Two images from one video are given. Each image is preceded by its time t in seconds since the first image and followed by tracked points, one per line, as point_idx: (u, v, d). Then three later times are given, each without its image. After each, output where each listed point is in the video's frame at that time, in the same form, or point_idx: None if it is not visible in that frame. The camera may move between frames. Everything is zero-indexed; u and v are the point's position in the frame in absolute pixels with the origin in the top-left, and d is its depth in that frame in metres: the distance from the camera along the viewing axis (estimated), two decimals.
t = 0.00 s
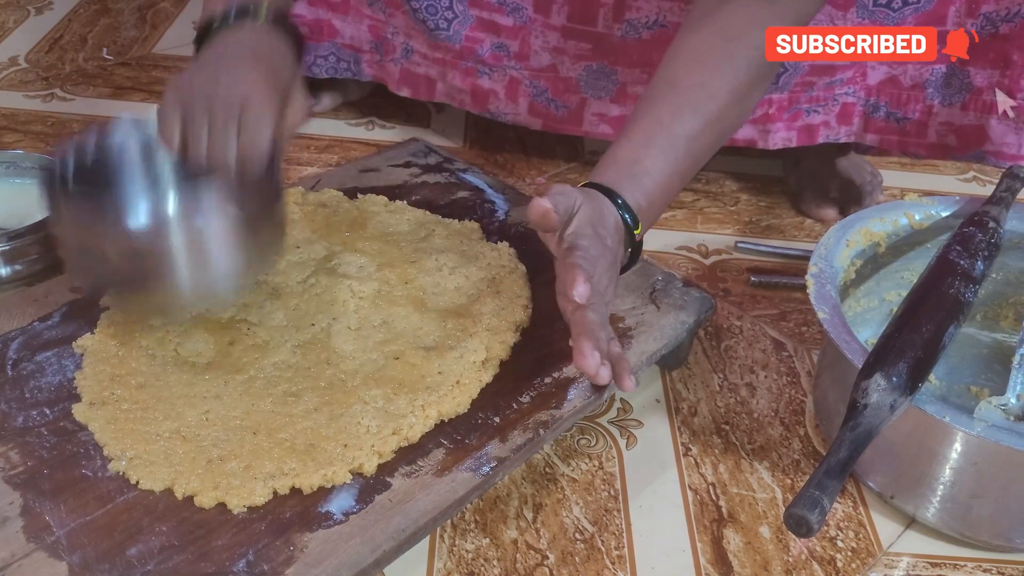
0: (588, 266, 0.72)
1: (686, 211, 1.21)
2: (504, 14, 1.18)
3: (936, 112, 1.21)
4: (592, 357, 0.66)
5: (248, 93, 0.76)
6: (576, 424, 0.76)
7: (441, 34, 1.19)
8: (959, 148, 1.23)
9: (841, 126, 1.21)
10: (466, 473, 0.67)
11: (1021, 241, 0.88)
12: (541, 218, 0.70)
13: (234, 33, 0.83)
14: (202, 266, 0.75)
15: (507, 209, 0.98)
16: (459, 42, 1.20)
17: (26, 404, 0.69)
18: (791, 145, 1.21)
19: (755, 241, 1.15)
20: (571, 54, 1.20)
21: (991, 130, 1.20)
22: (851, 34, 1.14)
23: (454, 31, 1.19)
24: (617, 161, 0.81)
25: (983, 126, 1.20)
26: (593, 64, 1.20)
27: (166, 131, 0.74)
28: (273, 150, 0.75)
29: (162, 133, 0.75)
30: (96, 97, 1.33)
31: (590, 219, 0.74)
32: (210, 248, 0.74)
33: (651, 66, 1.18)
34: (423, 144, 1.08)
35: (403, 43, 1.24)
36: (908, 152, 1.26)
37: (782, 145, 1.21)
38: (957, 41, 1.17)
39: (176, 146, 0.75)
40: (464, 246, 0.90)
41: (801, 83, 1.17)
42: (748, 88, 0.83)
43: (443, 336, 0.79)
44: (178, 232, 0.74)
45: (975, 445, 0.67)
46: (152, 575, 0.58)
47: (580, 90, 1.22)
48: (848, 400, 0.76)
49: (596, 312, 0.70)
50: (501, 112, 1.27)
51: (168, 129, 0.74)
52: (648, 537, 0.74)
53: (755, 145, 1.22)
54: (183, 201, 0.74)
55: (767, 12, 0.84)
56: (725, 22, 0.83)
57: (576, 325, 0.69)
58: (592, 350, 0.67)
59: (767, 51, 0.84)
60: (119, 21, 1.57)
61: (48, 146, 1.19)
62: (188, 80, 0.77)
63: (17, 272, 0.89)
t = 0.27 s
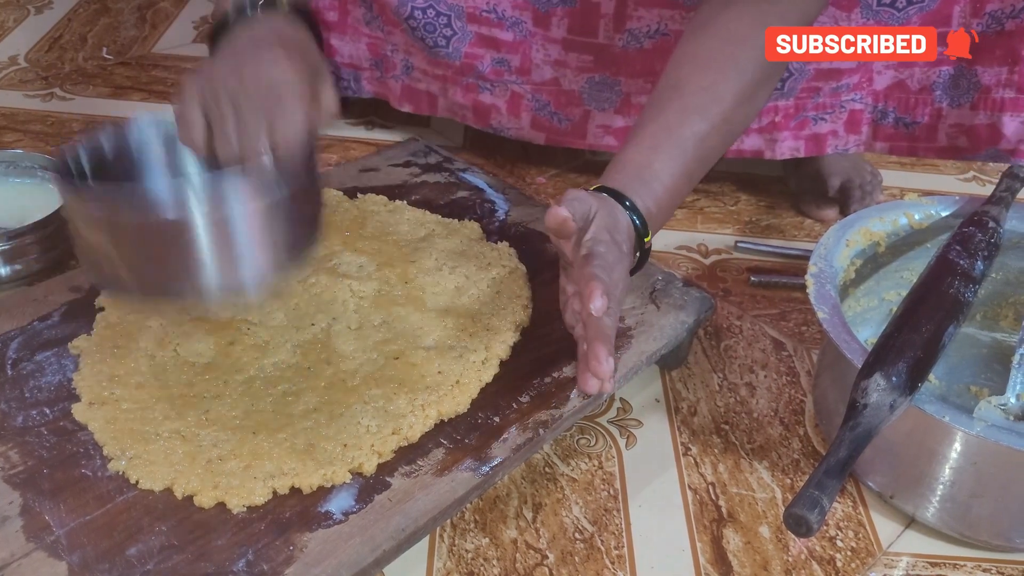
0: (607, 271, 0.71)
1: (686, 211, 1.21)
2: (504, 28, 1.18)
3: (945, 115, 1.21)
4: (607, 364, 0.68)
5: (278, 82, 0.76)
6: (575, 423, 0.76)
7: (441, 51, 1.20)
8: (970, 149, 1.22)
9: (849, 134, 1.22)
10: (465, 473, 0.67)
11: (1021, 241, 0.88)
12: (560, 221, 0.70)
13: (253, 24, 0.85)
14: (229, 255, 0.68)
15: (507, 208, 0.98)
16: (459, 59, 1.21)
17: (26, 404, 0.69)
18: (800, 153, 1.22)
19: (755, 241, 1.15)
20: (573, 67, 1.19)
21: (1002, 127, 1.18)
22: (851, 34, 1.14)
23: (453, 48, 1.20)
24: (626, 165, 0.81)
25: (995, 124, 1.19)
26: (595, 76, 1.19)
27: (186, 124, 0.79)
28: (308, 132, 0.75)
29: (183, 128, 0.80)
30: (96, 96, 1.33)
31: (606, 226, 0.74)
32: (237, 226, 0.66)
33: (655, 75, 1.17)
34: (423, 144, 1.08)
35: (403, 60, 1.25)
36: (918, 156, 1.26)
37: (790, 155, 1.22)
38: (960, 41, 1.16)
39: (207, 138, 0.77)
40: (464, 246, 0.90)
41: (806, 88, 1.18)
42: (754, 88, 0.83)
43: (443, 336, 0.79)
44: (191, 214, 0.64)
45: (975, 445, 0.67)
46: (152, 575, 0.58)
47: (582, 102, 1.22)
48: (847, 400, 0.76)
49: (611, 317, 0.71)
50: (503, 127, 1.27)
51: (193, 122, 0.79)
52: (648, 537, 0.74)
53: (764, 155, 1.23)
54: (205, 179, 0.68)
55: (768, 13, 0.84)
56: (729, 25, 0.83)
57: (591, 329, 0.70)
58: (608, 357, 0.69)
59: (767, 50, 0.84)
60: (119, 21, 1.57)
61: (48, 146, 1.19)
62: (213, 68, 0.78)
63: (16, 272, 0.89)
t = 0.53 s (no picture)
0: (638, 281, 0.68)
1: (688, 210, 1.21)
2: (507, 37, 1.16)
3: (954, 109, 1.21)
4: (639, 383, 0.65)
5: (386, 112, 0.68)
6: (576, 423, 0.76)
7: (444, 61, 1.20)
8: (982, 142, 1.22)
9: (858, 131, 1.23)
10: (466, 473, 0.67)
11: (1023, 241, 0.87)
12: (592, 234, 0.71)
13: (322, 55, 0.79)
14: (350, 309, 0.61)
15: (508, 207, 0.98)
16: (462, 69, 1.21)
17: (27, 403, 0.69)
18: (808, 154, 1.22)
19: (756, 240, 1.15)
20: (576, 75, 1.19)
21: (1015, 119, 1.18)
22: (851, 34, 1.12)
23: (456, 59, 1.19)
24: (638, 166, 0.81)
25: (1007, 116, 1.18)
26: (599, 84, 1.19)
27: (272, 169, 0.67)
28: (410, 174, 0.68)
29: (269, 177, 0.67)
30: (97, 95, 1.33)
31: (630, 234, 0.74)
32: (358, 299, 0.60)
33: (660, 80, 1.17)
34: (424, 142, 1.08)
35: (405, 72, 1.26)
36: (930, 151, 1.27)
37: (798, 155, 1.22)
38: (961, 41, 1.16)
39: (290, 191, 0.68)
40: (465, 245, 0.90)
41: (813, 87, 1.16)
42: (760, 89, 0.84)
43: (444, 336, 0.79)
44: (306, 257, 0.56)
45: (977, 445, 0.67)
46: (152, 575, 0.58)
47: (587, 109, 1.22)
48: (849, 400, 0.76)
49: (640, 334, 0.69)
50: (508, 136, 1.28)
51: (280, 165, 0.66)
52: (649, 537, 0.74)
53: (771, 157, 1.23)
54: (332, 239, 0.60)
55: (772, 14, 0.85)
56: (734, 26, 0.84)
57: (620, 346, 0.68)
58: (639, 374, 0.66)
59: (767, 51, 0.84)
60: (120, 19, 1.57)
61: (49, 145, 1.19)
62: (303, 111, 0.68)
63: (17, 271, 0.89)
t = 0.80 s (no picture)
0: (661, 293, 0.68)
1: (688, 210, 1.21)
2: (513, 46, 1.17)
3: (963, 99, 1.21)
4: (668, 405, 0.64)
5: (461, 88, 0.61)
6: (576, 423, 0.76)
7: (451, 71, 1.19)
8: (994, 130, 1.22)
9: (867, 125, 1.24)
10: (467, 473, 0.67)
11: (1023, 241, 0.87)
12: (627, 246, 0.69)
13: (388, 30, 0.70)
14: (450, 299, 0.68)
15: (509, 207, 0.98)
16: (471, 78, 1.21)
17: (27, 403, 0.69)
18: (819, 150, 1.22)
19: (757, 240, 1.15)
20: (584, 80, 1.19)
21: None
22: (851, 34, 1.13)
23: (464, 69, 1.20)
24: (649, 169, 0.81)
25: (1017, 104, 1.19)
26: (606, 88, 1.19)
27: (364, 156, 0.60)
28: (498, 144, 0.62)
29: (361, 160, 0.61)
30: (98, 95, 1.33)
31: (654, 242, 0.75)
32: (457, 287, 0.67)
33: (667, 82, 1.18)
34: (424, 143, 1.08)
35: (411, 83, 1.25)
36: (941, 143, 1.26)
37: (810, 152, 1.22)
38: (960, 41, 1.18)
39: (383, 165, 0.61)
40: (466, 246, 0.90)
41: (823, 82, 1.18)
42: (766, 91, 0.85)
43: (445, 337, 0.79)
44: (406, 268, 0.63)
45: (977, 445, 0.67)
46: (153, 575, 0.58)
47: (597, 115, 1.21)
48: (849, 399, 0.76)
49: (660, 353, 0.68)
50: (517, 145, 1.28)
51: (371, 148, 0.60)
52: (650, 537, 0.74)
53: (782, 155, 1.22)
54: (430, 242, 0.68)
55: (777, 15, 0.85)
56: (739, 26, 0.84)
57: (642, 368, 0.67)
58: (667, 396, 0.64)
59: (767, 52, 0.84)
60: (121, 19, 1.57)
61: (49, 145, 1.19)
62: (385, 84, 0.62)
63: (18, 271, 0.89)
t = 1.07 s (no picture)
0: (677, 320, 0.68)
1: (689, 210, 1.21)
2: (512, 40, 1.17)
3: (958, 97, 1.23)
4: (661, 432, 0.65)
5: (498, 51, 0.64)
6: (576, 422, 0.76)
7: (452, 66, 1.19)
8: (985, 128, 1.24)
9: (862, 120, 1.24)
10: (467, 473, 0.67)
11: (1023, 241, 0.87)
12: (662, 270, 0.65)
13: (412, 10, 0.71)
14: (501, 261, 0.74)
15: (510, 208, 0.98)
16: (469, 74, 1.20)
17: (28, 402, 0.70)
18: (815, 143, 1.23)
19: (757, 240, 1.15)
20: (583, 75, 1.20)
21: (1014, 107, 1.21)
22: (851, 34, 1.13)
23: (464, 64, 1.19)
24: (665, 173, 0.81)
25: (1006, 104, 1.21)
26: (606, 83, 1.20)
27: (414, 119, 0.63)
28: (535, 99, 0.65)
29: (409, 124, 0.64)
30: (99, 95, 1.33)
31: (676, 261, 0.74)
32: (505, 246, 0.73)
33: (667, 79, 1.18)
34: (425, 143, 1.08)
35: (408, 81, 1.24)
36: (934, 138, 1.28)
37: (807, 146, 1.23)
38: (960, 41, 1.19)
39: (429, 129, 0.64)
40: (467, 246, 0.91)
41: (821, 80, 1.19)
42: (776, 90, 0.85)
43: (445, 337, 0.79)
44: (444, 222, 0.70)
45: (977, 445, 0.67)
46: (153, 574, 0.58)
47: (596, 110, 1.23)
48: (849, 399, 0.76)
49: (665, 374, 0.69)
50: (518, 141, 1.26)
51: (417, 115, 0.63)
52: (650, 537, 0.74)
53: (779, 149, 1.23)
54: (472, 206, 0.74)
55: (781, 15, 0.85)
56: (746, 26, 0.84)
57: (643, 386, 0.68)
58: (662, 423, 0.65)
59: (767, 51, 0.84)
60: (121, 19, 1.57)
61: (50, 145, 1.19)
62: (422, 54, 0.65)
63: (19, 270, 0.89)
